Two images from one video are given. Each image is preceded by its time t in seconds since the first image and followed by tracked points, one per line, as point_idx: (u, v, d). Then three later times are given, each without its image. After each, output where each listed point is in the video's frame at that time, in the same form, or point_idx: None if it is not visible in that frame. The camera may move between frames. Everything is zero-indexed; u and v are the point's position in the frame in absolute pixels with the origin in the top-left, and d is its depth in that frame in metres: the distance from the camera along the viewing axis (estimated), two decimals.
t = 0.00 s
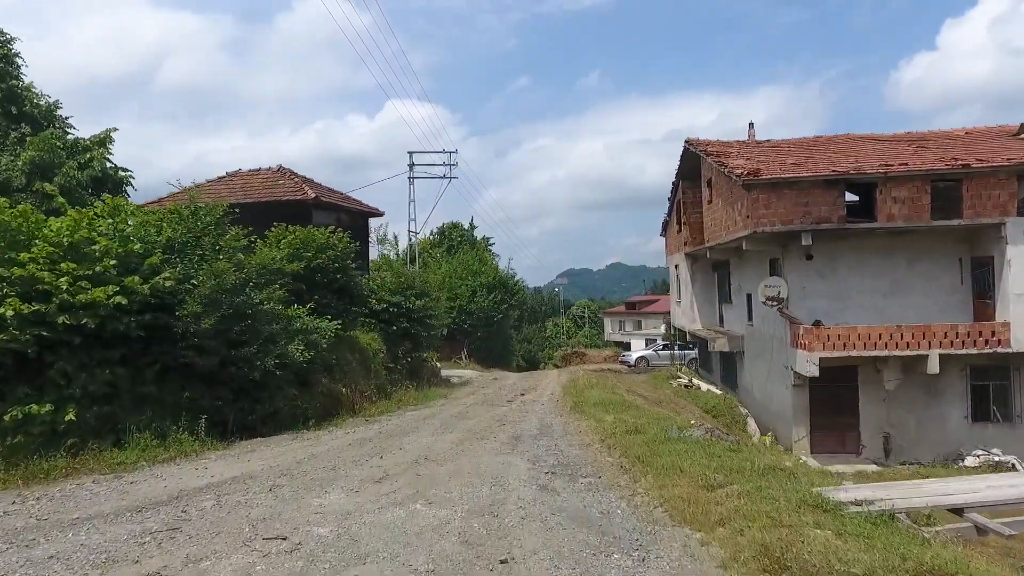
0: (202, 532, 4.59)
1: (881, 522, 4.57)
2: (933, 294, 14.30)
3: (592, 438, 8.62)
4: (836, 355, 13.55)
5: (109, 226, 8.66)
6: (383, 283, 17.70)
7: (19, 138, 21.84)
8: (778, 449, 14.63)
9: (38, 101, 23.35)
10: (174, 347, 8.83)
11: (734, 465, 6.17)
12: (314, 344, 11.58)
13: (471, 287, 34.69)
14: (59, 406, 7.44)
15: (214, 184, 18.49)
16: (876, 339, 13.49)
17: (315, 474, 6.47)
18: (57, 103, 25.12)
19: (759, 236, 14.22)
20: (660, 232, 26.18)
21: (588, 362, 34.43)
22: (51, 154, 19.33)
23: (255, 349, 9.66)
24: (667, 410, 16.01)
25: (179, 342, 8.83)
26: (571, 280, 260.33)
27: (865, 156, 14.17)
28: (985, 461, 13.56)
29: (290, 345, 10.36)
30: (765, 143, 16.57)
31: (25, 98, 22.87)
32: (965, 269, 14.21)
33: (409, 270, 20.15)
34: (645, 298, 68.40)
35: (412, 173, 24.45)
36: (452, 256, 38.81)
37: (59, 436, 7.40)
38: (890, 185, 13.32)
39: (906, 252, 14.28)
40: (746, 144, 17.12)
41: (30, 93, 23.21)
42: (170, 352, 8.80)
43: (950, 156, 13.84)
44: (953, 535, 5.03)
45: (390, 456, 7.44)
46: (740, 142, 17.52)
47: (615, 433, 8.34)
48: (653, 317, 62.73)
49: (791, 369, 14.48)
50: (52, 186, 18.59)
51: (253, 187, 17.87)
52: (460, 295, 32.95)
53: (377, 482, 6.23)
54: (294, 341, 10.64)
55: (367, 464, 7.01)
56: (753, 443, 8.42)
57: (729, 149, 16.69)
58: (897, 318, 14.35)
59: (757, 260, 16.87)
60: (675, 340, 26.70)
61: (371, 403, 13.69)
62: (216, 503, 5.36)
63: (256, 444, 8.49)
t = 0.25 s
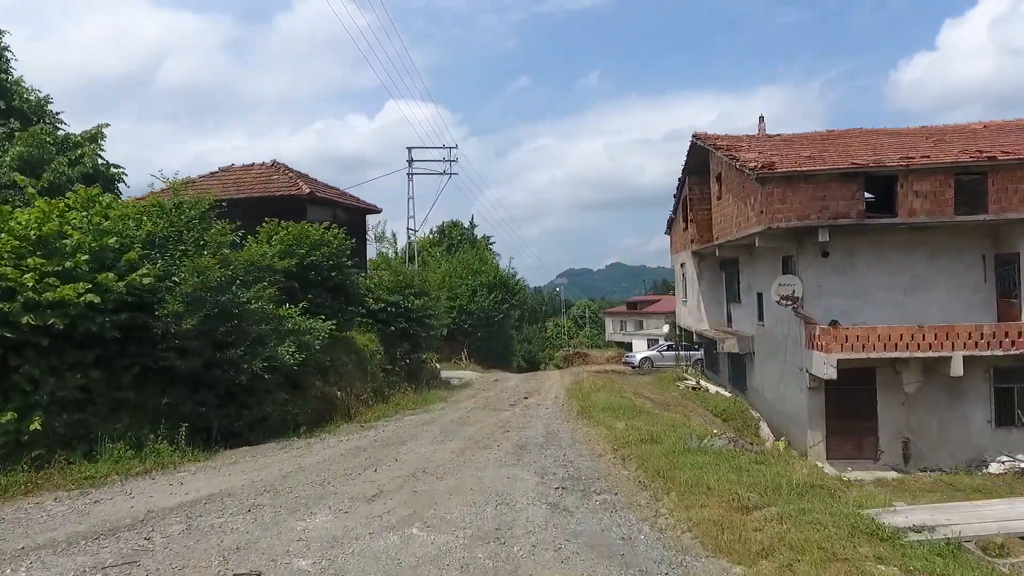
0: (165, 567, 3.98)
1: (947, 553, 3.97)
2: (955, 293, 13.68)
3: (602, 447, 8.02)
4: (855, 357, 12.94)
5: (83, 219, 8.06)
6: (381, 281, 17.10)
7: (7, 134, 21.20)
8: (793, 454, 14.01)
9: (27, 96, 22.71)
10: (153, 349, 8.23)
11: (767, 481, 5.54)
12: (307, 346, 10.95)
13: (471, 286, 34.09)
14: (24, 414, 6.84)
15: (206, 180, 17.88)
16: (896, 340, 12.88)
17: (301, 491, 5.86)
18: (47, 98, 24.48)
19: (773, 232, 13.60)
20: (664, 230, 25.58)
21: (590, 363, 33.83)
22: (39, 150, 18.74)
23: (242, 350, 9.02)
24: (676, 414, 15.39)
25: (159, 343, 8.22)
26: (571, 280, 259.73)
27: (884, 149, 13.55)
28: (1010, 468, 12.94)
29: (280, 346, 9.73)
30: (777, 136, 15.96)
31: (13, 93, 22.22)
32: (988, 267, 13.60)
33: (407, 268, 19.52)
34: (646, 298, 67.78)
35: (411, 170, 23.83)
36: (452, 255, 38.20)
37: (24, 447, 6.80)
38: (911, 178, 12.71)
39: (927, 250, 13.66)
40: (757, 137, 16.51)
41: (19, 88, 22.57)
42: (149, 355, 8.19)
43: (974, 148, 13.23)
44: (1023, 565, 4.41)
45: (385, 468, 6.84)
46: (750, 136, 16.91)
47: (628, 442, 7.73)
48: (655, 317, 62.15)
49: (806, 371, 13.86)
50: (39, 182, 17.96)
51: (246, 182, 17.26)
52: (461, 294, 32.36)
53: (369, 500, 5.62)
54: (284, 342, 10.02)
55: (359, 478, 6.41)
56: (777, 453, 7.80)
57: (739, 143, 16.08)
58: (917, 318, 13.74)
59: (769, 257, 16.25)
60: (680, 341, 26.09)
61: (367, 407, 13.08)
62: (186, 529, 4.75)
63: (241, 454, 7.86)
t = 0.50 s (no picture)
0: None
1: None
2: (978, 292, 13.09)
3: (616, 457, 7.41)
4: (875, 359, 12.33)
5: (55, 211, 7.48)
6: (378, 280, 16.49)
7: None
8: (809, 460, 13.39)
9: (17, 90, 22.08)
10: (130, 352, 7.63)
11: (807, 504, 4.94)
12: (298, 348, 10.38)
13: (472, 286, 33.48)
14: None
15: (198, 175, 17.27)
16: (919, 341, 12.27)
17: (285, 512, 5.24)
18: (38, 93, 23.84)
19: (789, 228, 12.99)
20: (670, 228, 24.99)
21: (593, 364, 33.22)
22: (28, 145, 18.13)
23: (228, 353, 8.43)
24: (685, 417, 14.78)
25: (136, 345, 7.63)
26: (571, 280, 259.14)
27: (905, 141, 12.95)
28: None
29: (268, 349, 9.16)
30: (790, 130, 15.35)
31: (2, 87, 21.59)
32: (1013, 264, 13.02)
33: (406, 266, 18.91)
34: (647, 297, 67.20)
35: (410, 166, 23.21)
36: (452, 254, 37.59)
37: None
38: (935, 171, 12.11)
39: (949, 246, 13.07)
40: (769, 131, 15.90)
41: (8, 82, 21.94)
42: (125, 357, 7.60)
43: (999, 139, 12.63)
44: None
45: (380, 483, 6.22)
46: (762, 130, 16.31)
47: (645, 453, 7.11)
48: (656, 317, 61.57)
49: (823, 373, 13.26)
50: (26, 178, 17.34)
51: (239, 177, 16.64)
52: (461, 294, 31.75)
53: (362, 522, 5.01)
54: (272, 344, 9.45)
55: (352, 494, 5.80)
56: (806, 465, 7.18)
57: (751, 137, 15.48)
58: (939, 318, 13.15)
59: (781, 255, 15.68)
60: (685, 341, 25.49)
61: (362, 412, 12.44)
62: (150, 561, 4.13)
63: (224, 467, 7.21)
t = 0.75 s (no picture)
0: None
1: None
2: (1004, 290, 12.51)
3: (632, 469, 6.82)
4: (899, 361, 11.73)
5: (22, 201, 6.86)
6: (376, 279, 15.90)
7: None
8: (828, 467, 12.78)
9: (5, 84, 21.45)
10: (105, 355, 7.04)
11: (861, 531, 4.34)
12: (289, 351, 9.77)
13: (472, 286, 32.89)
14: None
15: (189, 171, 16.65)
16: (944, 343, 11.68)
17: (268, 538, 4.64)
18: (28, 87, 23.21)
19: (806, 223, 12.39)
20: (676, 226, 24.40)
21: (595, 365, 32.62)
22: (16, 140, 17.51)
23: (213, 356, 7.82)
24: (697, 422, 14.16)
25: (111, 348, 7.05)
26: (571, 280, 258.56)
27: (928, 132, 12.35)
28: None
29: (257, 351, 8.55)
30: (805, 122, 14.76)
31: None
32: None
33: (406, 265, 18.31)
34: (649, 297, 66.62)
35: (410, 162, 22.61)
36: (452, 253, 36.98)
37: None
38: (961, 163, 11.51)
39: (974, 243, 12.48)
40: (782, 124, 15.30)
41: None
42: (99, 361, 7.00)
43: None
44: None
45: (375, 502, 5.62)
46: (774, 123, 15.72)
47: (665, 466, 6.50)
48: (658, 317, 61.01)
49: (842, 376, 12.66)
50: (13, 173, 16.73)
51: (231, 172, 16.02)
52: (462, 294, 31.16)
53: (355, 550, 4.42)
54: (261, 346, 8.84)
55: (345, 516, 5.20)
56: (840, 479, 6.58)
57: (764, 130, 14.88)
58: (963, 318, 12.55)
59: (795, 253, 15.08)
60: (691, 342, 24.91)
61: (359, 418, 11.83)
62: None
63: (206, 481, 6.60)
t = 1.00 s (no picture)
0: None
1: None
2: None
3: (654, 483, 6.24)
4: (925, 364, 11.13)
5: None
6: (375, 277, 15.31)
7: None
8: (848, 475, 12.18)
9: None
10: (75, 358, 6.44)
11: (933, 570, 3.73)
12: (280, 353, 9.18)
13: (473, 285, 32.33)
14: None
15: (181, 165, 16.05)
16: (972, 343, 11.11)
17: (246, 572, 4.04)
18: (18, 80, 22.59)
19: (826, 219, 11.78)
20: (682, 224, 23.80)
21: (599, 366, 32.06)
22: (4, 135, 16.94)
23: (195, 359, 7.22)
24: (710, 427, 13.57)
25: (82, 351, 6.45)
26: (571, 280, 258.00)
27: (955, 124, 11.74)
28: None
29: (245, 354, 7.96)
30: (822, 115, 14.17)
31: None
32: None
33: (406, 263, 17.73)
34: (651, 297, 66.04)
35: (410, 158, 22.01)
36: (453, 252, 36.38)
37: None
38: (992, 155, 10.92)
39: (1002, 240, 11.91)
40: (797, 117, 14.72)
41: None
42: (70, 364, 6.40)
43: None
44: None
45: (371, 525, 5.03)
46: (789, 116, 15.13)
47: (691, 482, 5.90)
48: (660, 317, 60.45)
49: (863, 379, 12.06)
50: None
51: (225, 167, 15.42)
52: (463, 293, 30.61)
53: None
54: (250, 349, 8.25)
55: (337, 542, 4.61)
56: (882, 496, 5.99)
57: (779, 123, 14.30)
58: (992, 319, 11.94)
59: (812, 250, 14.48)
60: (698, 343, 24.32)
61: (356, 424, 11.24)
62: None
63: (185, 498, 6.01)
